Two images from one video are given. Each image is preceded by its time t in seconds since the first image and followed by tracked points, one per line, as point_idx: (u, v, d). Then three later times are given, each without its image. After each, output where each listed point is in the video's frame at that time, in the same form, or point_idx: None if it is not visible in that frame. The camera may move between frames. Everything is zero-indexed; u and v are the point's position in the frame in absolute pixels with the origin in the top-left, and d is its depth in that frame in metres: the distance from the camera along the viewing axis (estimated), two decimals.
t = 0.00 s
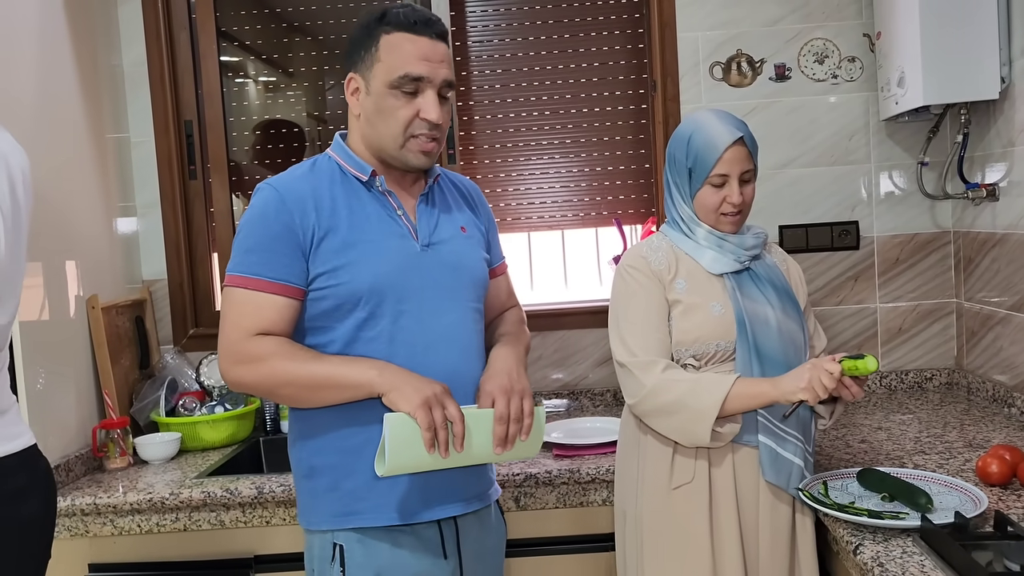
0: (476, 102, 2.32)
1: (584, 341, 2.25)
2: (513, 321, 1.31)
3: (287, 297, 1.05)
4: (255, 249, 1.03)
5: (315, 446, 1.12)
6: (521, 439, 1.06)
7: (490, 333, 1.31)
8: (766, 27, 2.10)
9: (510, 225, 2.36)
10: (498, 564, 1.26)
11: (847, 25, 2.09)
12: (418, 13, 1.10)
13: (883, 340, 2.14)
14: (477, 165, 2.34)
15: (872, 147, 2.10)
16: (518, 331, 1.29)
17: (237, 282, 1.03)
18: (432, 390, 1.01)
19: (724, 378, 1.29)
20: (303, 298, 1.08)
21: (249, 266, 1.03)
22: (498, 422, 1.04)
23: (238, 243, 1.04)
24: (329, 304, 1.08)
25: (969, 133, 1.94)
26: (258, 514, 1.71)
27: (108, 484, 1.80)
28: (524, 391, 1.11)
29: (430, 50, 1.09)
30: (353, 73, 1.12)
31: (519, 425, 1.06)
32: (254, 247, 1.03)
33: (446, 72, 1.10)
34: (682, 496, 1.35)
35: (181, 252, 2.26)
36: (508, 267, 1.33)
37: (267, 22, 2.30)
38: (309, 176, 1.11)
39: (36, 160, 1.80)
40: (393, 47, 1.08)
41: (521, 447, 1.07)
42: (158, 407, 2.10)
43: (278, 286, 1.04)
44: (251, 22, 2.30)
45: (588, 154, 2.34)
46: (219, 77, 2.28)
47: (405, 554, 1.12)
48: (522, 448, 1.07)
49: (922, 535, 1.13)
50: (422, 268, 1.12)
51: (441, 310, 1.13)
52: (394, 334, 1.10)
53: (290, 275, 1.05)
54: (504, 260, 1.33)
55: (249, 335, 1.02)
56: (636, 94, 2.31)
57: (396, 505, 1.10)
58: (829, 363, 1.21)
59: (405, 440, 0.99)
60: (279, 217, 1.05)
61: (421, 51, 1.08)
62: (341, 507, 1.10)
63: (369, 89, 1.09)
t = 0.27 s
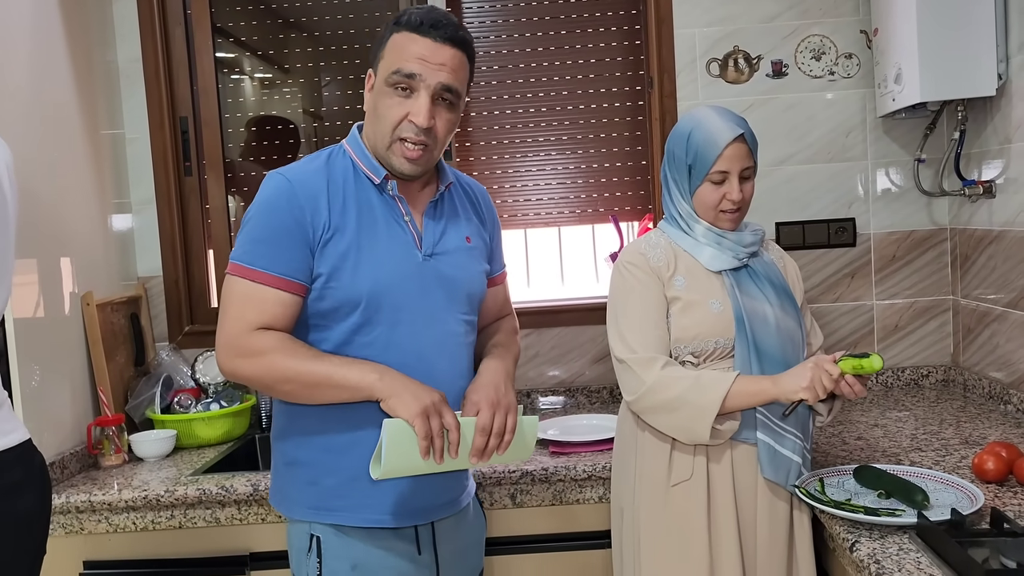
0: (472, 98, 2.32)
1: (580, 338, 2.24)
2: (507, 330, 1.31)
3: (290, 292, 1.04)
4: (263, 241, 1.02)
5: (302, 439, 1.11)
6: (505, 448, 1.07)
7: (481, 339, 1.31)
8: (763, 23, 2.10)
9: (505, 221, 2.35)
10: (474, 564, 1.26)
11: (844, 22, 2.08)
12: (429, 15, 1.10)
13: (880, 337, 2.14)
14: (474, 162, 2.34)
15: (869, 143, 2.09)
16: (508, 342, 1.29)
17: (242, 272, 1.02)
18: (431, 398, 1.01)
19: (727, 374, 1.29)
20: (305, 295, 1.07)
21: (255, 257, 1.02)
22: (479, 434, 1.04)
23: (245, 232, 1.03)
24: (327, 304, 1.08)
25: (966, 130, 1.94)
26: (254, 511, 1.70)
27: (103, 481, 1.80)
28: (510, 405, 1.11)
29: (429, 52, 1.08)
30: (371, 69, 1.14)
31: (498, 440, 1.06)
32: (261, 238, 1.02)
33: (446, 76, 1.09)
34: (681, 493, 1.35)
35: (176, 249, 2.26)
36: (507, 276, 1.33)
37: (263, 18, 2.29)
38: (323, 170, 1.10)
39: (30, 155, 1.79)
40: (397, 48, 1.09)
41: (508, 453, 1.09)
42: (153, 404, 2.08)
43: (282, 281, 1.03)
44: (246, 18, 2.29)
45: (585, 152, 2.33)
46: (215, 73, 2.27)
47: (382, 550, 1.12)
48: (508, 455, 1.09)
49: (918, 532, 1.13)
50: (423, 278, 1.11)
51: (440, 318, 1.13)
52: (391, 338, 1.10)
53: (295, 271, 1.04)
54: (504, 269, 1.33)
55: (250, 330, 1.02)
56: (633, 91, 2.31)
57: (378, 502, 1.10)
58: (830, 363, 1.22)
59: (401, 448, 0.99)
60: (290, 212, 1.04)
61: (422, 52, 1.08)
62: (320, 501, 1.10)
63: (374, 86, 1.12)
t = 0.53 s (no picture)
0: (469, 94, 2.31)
1: (577, 335, 2.24)
2: (510, 331, 1.32)
3: (286, 294, 1.04)
4: (261, 240, 1.02)
5: (294, 434, 1.11)
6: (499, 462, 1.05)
7: (484, 342, 1.30)
8: (761, 19, 2.09)
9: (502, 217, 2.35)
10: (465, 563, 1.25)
11: (842, 18, 2.08)
12: (431, 15, 1.08)
13: (877, 334, 2.14)
14: (471, 158, 2.33)
15: (867, 140, 2.09)
16: (512, 348, 1.28)
17: (239, 270, 1.02)
18: (414, 411, 0.99)
19: (722, 371, 1.29)
20: (300, 295, 1.07)
21: (253, 255, 1.02)
22: (481, 447, 1.03)
23: (245, 229, 1.03)
24: (323, 306, 1.08)
25: (964, 126, 1.94)
26: (250, 509, 1.69)
27: (99, 478, 1.79)
28: (514, 418, 1.10)
29: (430, 53, 1.06)
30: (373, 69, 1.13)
31: (501, 453, 1.05)
32: (261, 237, 1.02)
33: (445, 77, 1.07)
34: (677, 490, 1.35)
35: (172, 245, 2.25)
36: (509, 279, 1.32)
37: (259, 13, 2.28)
38: (325, 171, 1.10)
39: (25, 151, 1.78)
40: (398, 49, 1.07)
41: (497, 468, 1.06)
42: (149, 401, 2.07)
43: (279, 282, 1.03)
44: (242, 13, 2.28)
45: (583, 149, 2.33)
46: (211, 69, 2.26)
47: (371, 544, 1.12)
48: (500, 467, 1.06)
49: (916, 529, 1.12)
50: (422, 284, 1.11)
51: (438, 323, 1.12)
52: (387, 342, 1.10)
53: (292, 272, 1.04)
54: (507, 271, 1.32)
55: (243, 328, 1.01)
56: (631, 87, 2.30)
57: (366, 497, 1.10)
58: (826, 362, 1.23)
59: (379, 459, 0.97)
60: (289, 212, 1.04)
61: (421, 54, 1.06)
62: (307, 496, 1.10)
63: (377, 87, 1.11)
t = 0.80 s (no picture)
0: (466, 92, 2.31)
1: (574, 333, 2.24)
2: (519, 315, 1.29)
3: (280, 282, 1.04)
4: (247, 231, 1.02)
5: (300, 432, 1.11)
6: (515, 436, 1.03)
7: (492, 330, 1.29)
8: (758, 17, 2.09)
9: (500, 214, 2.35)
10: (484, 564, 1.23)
11: (839, 16, 2.08)
12: None
13: (873, 331, 2.14)
14: (468, 155, 2.33)
15: (863, 138, 2.09)
16: (523, 326, 1.27)
17: (230, 264, 1.02)
18: (412, 384, 0.99)
19: (718, 369, 1.29)
20: (293, 284, 1.07)
21: (242, 248, 1.02)
22: (495, 419, 1.01)
23: (232, 224, 1.04)
24: (318, 292, 1.07)
25: (961, 124, 1.94)
26: (247, 506, 1.69)
27: (95, 476, 1.79)
28: (528, 390, 1.08)
29: (386, 21, 1.09)
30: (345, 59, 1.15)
31: (518, 425, 1.03)
32: (247, 229, 1.03)
33: (403, 39, 1.09)
34: (674, 488, 1.35)
35: (168, 243, 2.24)
36: (512, 260, 1.30)
37: (255, 11, 2.27)
38: (308, 160, 1.10)
39: (21, 148, 1.78)
40: (356, 26, 1.10)
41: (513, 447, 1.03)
42: (145, 399, 2.07)
43: (270, 271, 1.03)
44: (238, 10, 2.27)
45: (579, 145, 2.33)
46: (207, 66, 2.25)
47: (385, 544, 1.11)
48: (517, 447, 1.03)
49: (913, 526, 1.12)
50: (414, 262, 1.10)
51: (434, 303, 1.11)
52: (384, 325, 1.09)
53: (282, 260, 1.04)
54: (509, 253, 1.30)
55: (237, 320, 1.02)
56: (628, 85, 2.30)
57: (377, 494, 1.10)
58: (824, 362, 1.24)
59: (380, 433, 0.96)
60: (274, 201, 1.04)
61: (378, 23, 1.09)
62: (320, 494, 1.10)
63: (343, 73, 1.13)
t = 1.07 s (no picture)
0: (461, 90, 2.30)
1: (570, 331, 2.24)
2: (518, 310, 1.29)
3: (274, 279, 1.03)
4: (239, 230, 1.02)
5: (305, 434, 1.10)
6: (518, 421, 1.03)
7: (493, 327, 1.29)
8: (754, 15, 2.09)
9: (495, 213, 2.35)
10: (493, 564, 1.23)
11: (834, 14, 2.08)
12: None
13: (868, 330, 2.14)
14: (463, 154, 2.32)
15: (858, 136, 2.10)
16: (523, 320, 1.27)
17: (224, 265, 1.02)
18: (414, 368, 0.99)
19: (712, 368, 1.29)
20: (288, 282, 1.06)
21: (234, 248, 1.02)
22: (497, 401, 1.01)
23: (224, 225, 1.04)
24: (314, 286, 1.06)
25: (955, 123, 1.94)
26: (241, 506, 1.69)
27: (89, 476, 1.78)
28: (512, 366, 1.09)
29: (360, 9, 1.12)
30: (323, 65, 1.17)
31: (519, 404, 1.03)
32: (239, 228, 1.02)
33: (379, 23, 1.11)
34: (670, 487, 1.35)
35: (163, 242, 2.23)
36: (509, 253, 1.30)
37: (250, 9, 2.27)
38: (297, 159, 1.10)
39: (14, 147, 1.77)
40: (333, 21, 1.13)
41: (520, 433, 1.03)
42: (139, 398, 2.07)
43: (264, 268, 1.03)
44: (233, 9, 2.27)
45: (574, 143, 2.32)
46: (201, 65, 2.24)
47: (395, 547, 1.11)
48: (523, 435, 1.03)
49: (908, 524, 1.13)
50: (409, 251, 1.09)
51: (431, 294, 1.11)
52: (381, 317, 1.08)
53: (275, 257, 1.04)
54: (505, 246, 1.30)
55: (233, 319, 1.02)
56: (623, 83, 2.30)
57: (386, 496, 1.09)
58: (817, 361, 1.24)
59: (384, 420, 0.97)
60: (264, 198, 1.04)
61: (354, 14, 1.12)
62: (332, 496, 1.09)
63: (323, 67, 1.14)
